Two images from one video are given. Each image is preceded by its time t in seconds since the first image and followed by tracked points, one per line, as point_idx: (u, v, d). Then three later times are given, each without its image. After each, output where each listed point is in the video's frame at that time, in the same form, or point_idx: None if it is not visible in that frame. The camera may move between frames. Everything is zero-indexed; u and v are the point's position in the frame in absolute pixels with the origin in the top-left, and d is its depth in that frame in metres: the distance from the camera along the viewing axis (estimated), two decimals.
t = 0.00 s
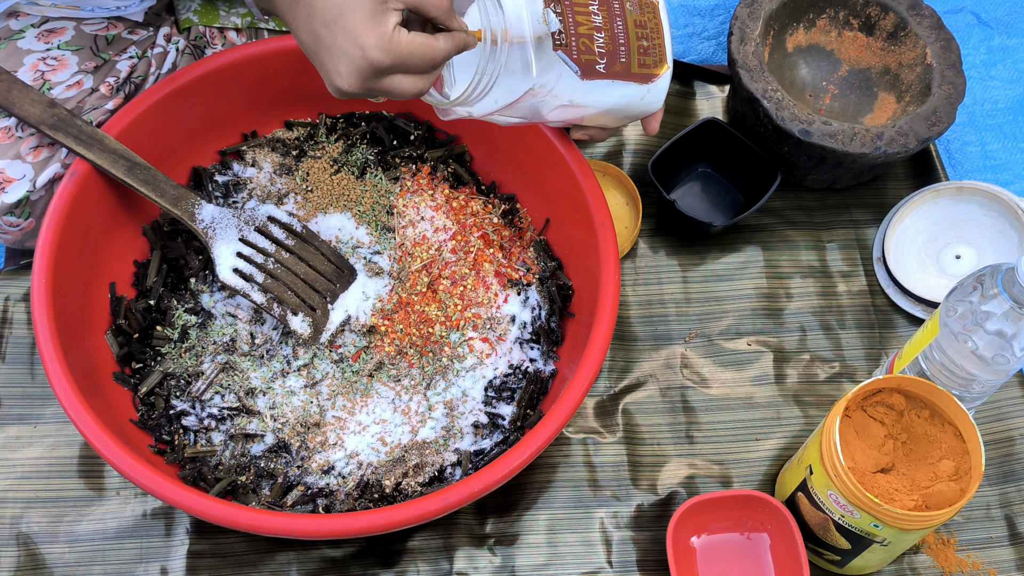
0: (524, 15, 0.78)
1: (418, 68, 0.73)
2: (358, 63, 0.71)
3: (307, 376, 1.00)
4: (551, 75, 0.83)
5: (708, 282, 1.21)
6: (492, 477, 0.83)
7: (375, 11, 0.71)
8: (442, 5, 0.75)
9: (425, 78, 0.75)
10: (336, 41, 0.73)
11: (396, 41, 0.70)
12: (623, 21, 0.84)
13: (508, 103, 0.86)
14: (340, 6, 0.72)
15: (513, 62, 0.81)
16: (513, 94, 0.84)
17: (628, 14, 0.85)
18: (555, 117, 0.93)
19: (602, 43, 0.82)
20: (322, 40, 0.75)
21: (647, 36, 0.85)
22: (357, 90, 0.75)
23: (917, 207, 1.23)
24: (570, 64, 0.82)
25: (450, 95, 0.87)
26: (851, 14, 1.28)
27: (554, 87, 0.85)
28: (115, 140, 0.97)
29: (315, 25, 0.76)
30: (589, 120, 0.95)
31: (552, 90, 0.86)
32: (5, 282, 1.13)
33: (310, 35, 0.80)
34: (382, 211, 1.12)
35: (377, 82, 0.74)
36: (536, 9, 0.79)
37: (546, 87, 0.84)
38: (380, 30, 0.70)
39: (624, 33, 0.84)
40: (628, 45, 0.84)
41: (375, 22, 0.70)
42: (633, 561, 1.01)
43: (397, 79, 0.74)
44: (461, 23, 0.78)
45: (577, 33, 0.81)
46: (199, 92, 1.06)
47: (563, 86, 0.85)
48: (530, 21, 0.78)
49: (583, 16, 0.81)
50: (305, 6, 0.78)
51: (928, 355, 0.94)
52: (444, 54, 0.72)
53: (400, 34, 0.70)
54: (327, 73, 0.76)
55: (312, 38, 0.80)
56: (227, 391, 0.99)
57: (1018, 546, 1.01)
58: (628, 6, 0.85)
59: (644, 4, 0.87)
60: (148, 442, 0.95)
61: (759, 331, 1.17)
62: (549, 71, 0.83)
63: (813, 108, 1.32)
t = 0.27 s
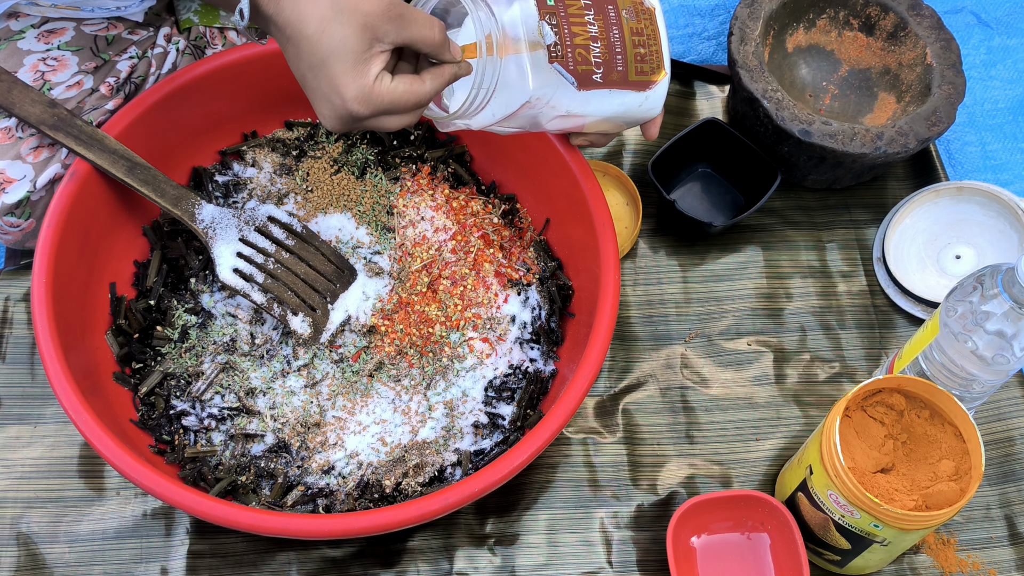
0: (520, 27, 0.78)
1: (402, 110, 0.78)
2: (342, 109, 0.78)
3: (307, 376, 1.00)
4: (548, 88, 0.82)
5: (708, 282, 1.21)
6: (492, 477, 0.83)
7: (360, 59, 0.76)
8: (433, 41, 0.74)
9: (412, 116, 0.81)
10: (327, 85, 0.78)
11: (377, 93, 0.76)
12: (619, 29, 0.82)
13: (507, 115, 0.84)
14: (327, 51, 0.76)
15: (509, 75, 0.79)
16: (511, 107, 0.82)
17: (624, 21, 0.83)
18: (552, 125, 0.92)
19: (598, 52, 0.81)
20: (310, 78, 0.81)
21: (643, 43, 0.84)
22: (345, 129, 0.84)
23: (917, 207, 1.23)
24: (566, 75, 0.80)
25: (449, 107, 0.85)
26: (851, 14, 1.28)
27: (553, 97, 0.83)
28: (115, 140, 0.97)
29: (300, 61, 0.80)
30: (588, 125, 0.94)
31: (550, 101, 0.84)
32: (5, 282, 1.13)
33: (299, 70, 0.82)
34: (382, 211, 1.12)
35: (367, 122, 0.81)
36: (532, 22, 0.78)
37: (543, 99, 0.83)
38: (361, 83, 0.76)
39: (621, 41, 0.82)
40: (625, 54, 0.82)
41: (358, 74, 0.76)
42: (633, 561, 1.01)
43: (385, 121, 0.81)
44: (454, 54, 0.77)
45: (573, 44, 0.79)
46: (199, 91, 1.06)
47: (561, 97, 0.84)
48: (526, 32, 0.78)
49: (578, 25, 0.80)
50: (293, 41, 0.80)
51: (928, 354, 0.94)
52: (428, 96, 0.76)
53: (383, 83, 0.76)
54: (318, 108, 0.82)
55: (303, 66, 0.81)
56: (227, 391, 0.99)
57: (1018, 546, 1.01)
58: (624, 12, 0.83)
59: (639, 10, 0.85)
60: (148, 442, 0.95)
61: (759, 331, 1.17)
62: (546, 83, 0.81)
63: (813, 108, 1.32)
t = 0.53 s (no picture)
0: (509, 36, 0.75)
1: (437, 90, 0.79)
2: (381, 82, 0.77)
3: (307, 376, 1.00)
4: (540, 96, 0.80)
5: (707, 282, 1.21)
6: (492, 477, 0.83)
7: (399, 35, 0.77)
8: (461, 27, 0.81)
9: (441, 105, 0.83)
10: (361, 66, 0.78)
11: (418, 65, 0.76)
12: (612, 37, 0.78)
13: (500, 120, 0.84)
14: (364, 28, 0.76)
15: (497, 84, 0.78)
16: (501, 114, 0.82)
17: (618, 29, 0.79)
18: (547, 130, 0.90)
19: (592, 62, 0.77)
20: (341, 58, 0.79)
21: (638, 51, 0.80)
22: (374, 112, 0.82)
23: (917, 207, 1.23)
24: (557, 84, 0.78)
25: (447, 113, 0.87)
26: (851, 14, 1.29)
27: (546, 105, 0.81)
28: (115, 140, 0.97)
29: (329, 47, 0.81)
30: (586, 131, 0.91)
31: (541, 109, 0.82)
32: (5, 282, 1.13)
33: (331, 57, 0.82)
34: (382, 211, 1.12)
35: (398, 104, 0.80)
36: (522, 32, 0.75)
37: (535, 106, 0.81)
38: (402, 54, 0.76)
39: (614, 49, 0.78)
40: (618, 63, 0.79)
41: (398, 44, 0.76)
42: (633, 561, 1.01)
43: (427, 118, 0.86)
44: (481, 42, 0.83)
45: (564, 53, 0.76)
46: (199, 92, 1.06)
47: (554, 106, 0.81)
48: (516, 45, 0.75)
49: (571, 34, 0.77)
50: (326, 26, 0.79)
51: (928, 354, 0.94)
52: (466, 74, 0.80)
53: (424, 58, 0.77)
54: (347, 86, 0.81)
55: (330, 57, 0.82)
56: (227, 391, 0.99)
57: (1017, 546, 1.01)
58: (618, 20, 0.79)
59: (635, 17, 0.81)
60: (148, 442, 0.95)
61: (759, 331, 1.17)
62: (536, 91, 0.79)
63: (813, 108, 1.32)
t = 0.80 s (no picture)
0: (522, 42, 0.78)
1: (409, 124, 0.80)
2: (359, 117, 0.78)
3: (307, 376, 1.00)
4: (551, 101, 0.82)
5: (707, 282, 1.21)
6: (492, 477, 0.83)
7: (381, 68, 0.76)
8: (452, 49, 0.77)
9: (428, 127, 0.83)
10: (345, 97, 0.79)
11: (394, 100, 0.76)
12: (621, 42, 0.79)
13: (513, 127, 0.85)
14: (345, 60, 0.77)
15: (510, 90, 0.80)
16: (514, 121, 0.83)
17: (627, 33, 0.80)
18: (556, 136, 0.91)
19: (602, 67, 0.79)
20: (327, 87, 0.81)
21: (646, 56, 0.81)
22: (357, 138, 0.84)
23: (917, 207, 1.23)
24: (568, 90, 0.79)
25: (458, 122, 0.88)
26: (851, 14, 1.29)
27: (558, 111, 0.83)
28: (115, 140, 0.97)
29: (315, 71, 0.81)
30: (593, 137, 0.92)
31: (553, 115, 0.84)
32: (5, 282, 1.13)
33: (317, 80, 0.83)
34: (382, 211, 1.12)
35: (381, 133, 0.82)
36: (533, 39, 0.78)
37: (547, 113, 0.83)
38: (378, 91, 0.76)
39: (623, 54, 0.80)
40: (627, 67, 0.80)
41: (376, 80, 0.76)
42: (633, 561, 1.01)
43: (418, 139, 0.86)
44: (473, 63, 0.79)
45: (576, 58, 0.77)
46: (199, 92, 1.06)
47: (565, 111, 0.83)
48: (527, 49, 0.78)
49: (582, 39, 0.78)
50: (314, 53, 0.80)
51: (928, 354, 0.94)
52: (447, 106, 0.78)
53: (402, 92, 0.76)
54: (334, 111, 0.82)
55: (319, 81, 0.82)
56: (227, 391, 0.99)
57: (1017, 546, 1.01)
58: (626, 25, 0.80)
59: (642, 23, 0.82)
60: (148, 442, 0.96)
61: (759, 331, 1.17)
62: (549, 96, 0.81)
63: (813, 108, 1.32)
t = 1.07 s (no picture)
0: (563, 58, 0.80)
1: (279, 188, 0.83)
2: (211, 172, 0.78)
3: (307, 376, 1.00)
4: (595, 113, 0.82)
5: (707, 282, 1.21)
6: (492, 477, 0.83)
7: (246, 126, 0.77)
8: (332, 118, 0.80)
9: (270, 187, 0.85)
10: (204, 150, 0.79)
11: (251, 163, 0.78)
12: (654, 44, 0.81)
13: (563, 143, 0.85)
14: (213, 110, 0.77)
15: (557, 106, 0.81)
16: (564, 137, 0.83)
17: (656, 34, 0.81)
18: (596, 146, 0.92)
19: (639, 73, 0.80)
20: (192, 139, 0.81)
21: (678, 53, 0.82)
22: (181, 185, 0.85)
23: (917, 207, 1.23)
24: (611, 99, 0.81)
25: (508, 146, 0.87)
26: (851, 14, 1.29)
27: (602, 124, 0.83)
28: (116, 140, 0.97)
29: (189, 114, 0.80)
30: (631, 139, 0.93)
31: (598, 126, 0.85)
32: (6, 282, 1.13)
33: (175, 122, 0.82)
34: (382, 211, 1.12)
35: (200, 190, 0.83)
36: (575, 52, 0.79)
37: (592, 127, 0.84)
38: (236, 151, 0.77)
39: (657, 56, 0.81)
40: (662, 68, 0.81)
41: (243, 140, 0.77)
42: (633, 561, 1.01)
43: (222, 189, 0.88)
44: (356, 138, 0.84)
45: (614, 67, 0.80)
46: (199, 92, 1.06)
47: (609, 122, 0.84)
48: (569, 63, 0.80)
49: (618, 48, 0.80)
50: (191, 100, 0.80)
51: (928, 354, 0.94)
52: (311, 178, 0.81)
53: (262, 156, 0.78)
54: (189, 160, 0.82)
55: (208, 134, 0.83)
56: (227, 391, 0.99)
57: (1017, 546, 1.01)
58: (656, 26, 0.81)
59: (670, 21, 0.82)
60: (148, 442, 0.96)
61: (759, 331, 1.17)
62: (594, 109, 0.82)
63: (813, 108, 1.32)
